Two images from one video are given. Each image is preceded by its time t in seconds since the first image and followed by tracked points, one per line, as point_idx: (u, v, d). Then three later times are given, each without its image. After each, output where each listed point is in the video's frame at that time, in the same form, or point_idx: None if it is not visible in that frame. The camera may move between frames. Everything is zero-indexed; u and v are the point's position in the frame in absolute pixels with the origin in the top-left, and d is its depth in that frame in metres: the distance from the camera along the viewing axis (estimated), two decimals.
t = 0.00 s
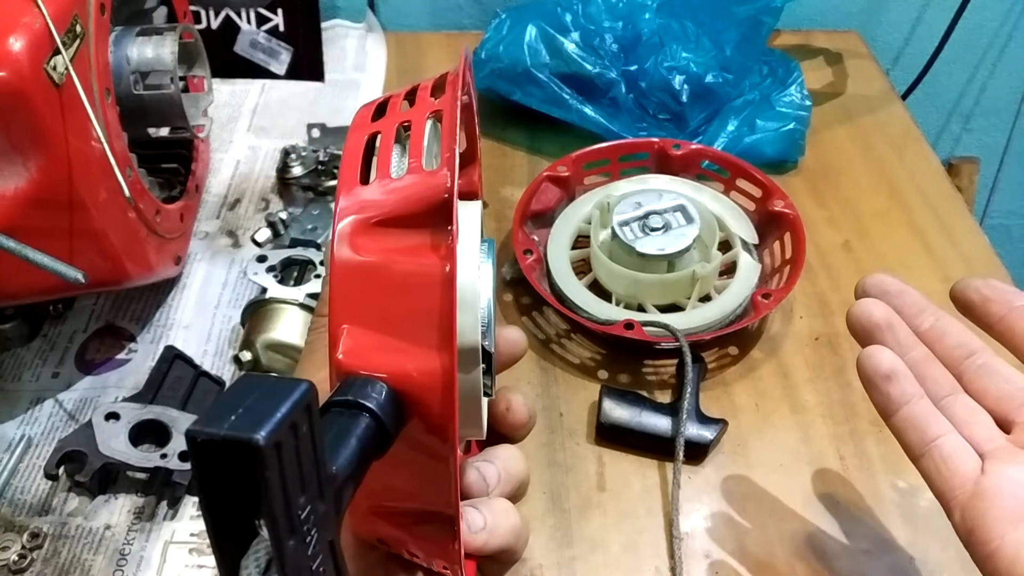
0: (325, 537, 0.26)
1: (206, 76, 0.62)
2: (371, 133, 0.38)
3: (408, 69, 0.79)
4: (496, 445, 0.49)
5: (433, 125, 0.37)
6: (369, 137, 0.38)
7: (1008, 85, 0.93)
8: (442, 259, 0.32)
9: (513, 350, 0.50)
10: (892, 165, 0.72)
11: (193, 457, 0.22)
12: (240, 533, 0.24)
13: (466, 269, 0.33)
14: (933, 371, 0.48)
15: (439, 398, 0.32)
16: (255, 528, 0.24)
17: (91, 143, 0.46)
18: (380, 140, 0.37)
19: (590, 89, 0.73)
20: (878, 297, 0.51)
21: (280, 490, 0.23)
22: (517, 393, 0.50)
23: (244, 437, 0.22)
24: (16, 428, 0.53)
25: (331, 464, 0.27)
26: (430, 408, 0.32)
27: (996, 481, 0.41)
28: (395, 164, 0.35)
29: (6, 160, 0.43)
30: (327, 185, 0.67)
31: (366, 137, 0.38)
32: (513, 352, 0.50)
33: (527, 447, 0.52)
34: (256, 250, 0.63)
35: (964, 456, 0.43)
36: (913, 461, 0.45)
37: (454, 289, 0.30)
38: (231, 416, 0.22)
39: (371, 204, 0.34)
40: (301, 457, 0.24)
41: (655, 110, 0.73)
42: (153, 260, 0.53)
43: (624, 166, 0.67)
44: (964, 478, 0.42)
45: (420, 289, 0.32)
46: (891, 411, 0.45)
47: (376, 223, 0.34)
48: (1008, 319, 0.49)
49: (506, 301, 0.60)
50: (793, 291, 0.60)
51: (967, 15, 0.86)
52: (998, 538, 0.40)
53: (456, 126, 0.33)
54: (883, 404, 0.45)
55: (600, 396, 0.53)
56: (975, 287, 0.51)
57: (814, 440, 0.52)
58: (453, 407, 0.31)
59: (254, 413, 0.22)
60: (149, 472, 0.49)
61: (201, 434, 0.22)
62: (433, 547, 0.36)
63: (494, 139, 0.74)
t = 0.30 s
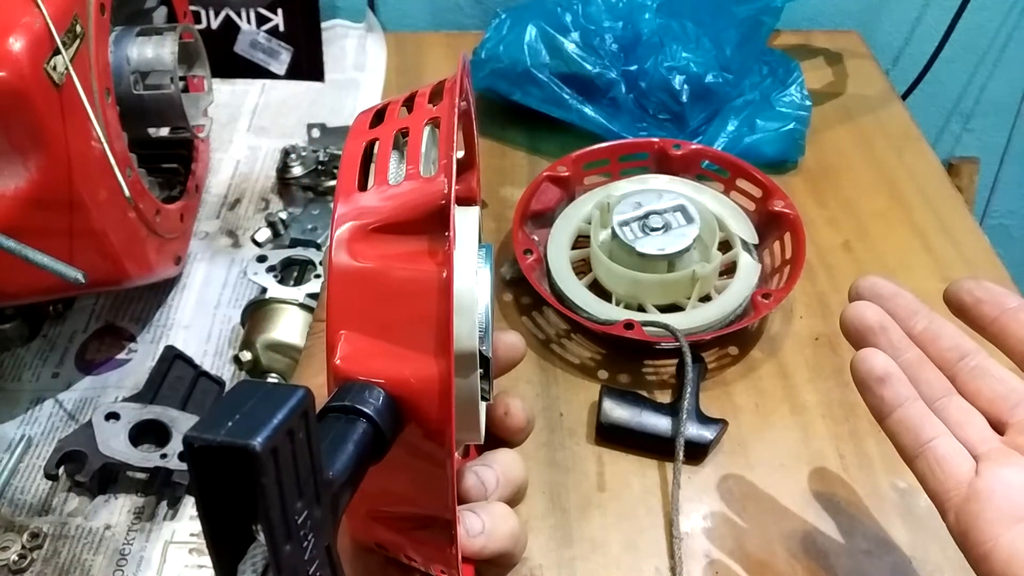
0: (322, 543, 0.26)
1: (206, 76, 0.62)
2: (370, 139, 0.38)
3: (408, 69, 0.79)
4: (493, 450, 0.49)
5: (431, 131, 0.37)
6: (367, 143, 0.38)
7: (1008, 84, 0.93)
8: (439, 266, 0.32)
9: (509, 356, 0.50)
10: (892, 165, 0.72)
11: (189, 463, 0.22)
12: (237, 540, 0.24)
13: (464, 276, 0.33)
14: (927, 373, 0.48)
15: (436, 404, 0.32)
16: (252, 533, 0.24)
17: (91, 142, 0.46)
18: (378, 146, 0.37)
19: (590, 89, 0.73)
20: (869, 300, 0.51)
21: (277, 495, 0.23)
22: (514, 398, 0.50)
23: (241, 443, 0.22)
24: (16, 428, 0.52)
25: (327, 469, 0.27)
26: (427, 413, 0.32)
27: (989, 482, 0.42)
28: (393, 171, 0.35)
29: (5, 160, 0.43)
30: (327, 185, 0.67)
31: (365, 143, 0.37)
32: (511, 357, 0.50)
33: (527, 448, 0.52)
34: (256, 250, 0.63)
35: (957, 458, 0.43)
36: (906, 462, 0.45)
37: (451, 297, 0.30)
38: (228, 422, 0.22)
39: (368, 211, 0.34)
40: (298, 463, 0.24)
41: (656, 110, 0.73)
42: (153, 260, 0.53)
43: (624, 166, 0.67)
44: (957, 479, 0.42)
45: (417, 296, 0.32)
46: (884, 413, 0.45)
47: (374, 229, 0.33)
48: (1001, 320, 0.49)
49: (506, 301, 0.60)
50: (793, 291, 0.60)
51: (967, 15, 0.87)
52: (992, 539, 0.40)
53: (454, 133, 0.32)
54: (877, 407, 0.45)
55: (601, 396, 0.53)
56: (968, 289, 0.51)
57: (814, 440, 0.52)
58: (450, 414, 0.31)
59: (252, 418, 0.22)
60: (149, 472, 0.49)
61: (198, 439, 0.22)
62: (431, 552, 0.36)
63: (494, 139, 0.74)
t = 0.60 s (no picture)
0: (320, 535, 0.26)
1: (206, 76, 0.62)
2: (370, 130, 0.38)
3: (408, 68, 0.79)
4: (497, 443, 0.49)
5: (431, 122, 0.37)
6: (367, 134, 0.38)
7: (1008, 84, 0.93)
8: (439, 256, 0.32)
9: (513, 349, 0.50)
10: (892, 165, 0.72)
11: (186, 453, 0.22)
12: (235, 532, 0.24)
13: (466, 267, 0.33)
14: (921, 372, 0.48)
15: (436, 395, 0.32)
16: (250, 525, 0.24)
17: (91, 143, 0.46)
18: (378, 137, 0.37)
19: (590, 89, 0.73)
20: (864, 300, 0.51)
21: (274, 487, 0.23)
22: (517, 391, 0.50)
23: (237, 433, 0.22)
24: (16, 428, 0.53)
25: (326, 461, 0.27)
26: (427, 405, 0.32)
27: (985, 481, 0.42)
28: (393, 161, 0.35)
29: (5, 160, 0.43)
30: (327, 185, 0.67)
31: (364, 134, 0.37)
32: (514, 350, 0.50)
33: (528, 448, 0.52)
34: (256, 250, 0.63)
35: (953, 458, 0.43)
36: (902, 462, 0.45)
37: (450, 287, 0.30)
38: (225, 413, 0.22)
39: (367, 202, 0.34)
40: (296, 454, 0.24)
41: (656, 110, 0.73)
42: (153, 260, 0.53)
43: (623, 166, 0.67)
44: (952, 479, 0.42)
45: (417, 287, 0.32)
46: (879, 413, 0.45)
47: (374, 220, 0.33)
48: (996, 319, 0.49)
49: (506, 301, 0.60)
50: (793, 291, 0.60)
51: (967, 15, 0.86)
52: (988, 538, 0.40)
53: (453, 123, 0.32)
54: (873, 407, 0.45)
55: (601, 396, 0.53)
56: (962, 288, 0.51)
57: (814, 440, 0.52)
58: (450, 405, 0.31)
59: (249, 408, 0.22)
60: (149, 472, 0.49)
61: (195, 430, 0.22)
62: (433, 544, 0.36)
63: (494, 139, 0.74)
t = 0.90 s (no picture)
0: (319, 531, 0.26)
1: (206, 76, 0.62)
2: (368, 129, 0.38)
3: (408, 68, 0.79)
4: (495, 442, 0.49)
5: (430, 121, 0.37)
6: (366, 132, 0.37)
7: (1008, 85, 0.93)
8: (437, 254, 0.32)
9: (511, 347, 0.50)
10: (892, 165, 0.72)
11: (185, 450, 0.22)
12: (233, 528, 0.24)
13: (463, 266, 0.33)
14: (921, 368, 0.48)
15: (434, 392, 0.32)
16: (249, 521, 0.24)
17: (91, 143, 0.46)
18: (377, 136, 0.37)
19: (590, 89, 0.73)
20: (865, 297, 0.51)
21: (272, 483, 0.23)
22: (517, 390, 0.50)
23: (236, 429, 0.22)
24: (16, 428, 0.53)
25: (324, 458, 0.27)
26: (425, 402, 0.32)
27: (986, 477, 0.41)
28: (391, 160, 0.35)
29: (6, 160, 0.43)
30: (327, 185, 0.67)
31: (363, 133, 0.37)
32: (512, 350, 0.50)
33: (528, 448, 0.52)
34: (256, 250, 0.63)
35: (953, 455, 0.43)
36: (902, 459, 0.45)
37: (449, 284, 0.30)
38: (223, 408, 0.22)
39: (366, 200, 0.34)
40: (293, 450, 0.24)
41: (656, 110, 0.73)
42: (153, 260, 0.53)
43: (624, 166, 0.67)
44: (952, 476, 0.42)
45: (415, 285, 0.32)
46: (880, 410, 0.45)
47: (372, 218, 0.33)
48: (996, 314, 0.49)
49: (506, 301, 0.60)
50: (793, 291, 0.60)
51: (967, 15, 0.86)
52: (988, 535, 0.40)
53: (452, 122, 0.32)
54: (873, 404, 0.45)
55: (601, 396, 0.53)
56: (962, 284, 0.51)
57: (814, 440, 0.52)
58: (448, 402, 0.31)
59: (247, 405, 0.22)
60: (149, 472, 0.49)
61: (193, 426, 0.22)
62: (431, 542, 0.36)
63: (494, 139, 0.74)
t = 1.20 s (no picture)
0: (316, 529, 0.26)
1: (206, 76, 0.62)
2: (367, 129, 0.38)
3: (408, 67, 0.79)
4: (494, 442, 0.49)
5: (428, 121, 0.37)
6: (365, 132, 0.37)
7: (1008, 84, 0.93)
8: (434, 254, 0.32)
9: (511, 347, 0.50)
10: (892, 165, 0.72)
11: (182, 447, 0.22)
12: (230, 525, 0.24)
13: (461, 265, 0.33)
14: (916, 369, 0.48)
15: (431, 391, 0.32)
16: (246, 518, 0.24)
17: (91, 143, 0.46)
18: (375, 136, 0.37)
19: (590, 89, 0.73)
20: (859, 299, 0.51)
21: (269, 480, 0.23)
22: (517, 390, 0.50)
23: (233, 426, 0.22)
24: (16, 428, 0.53)
25: (321, 456, 0.27)
26: (422, 401, 0.32)
27: (981, 477, 0.42)
28: (389, 160, 0.35)
29: (5, 160, 0.43)
30: (327, 185, 0.67)
31: (361, 133, 0.37)
32: (512, 349, 0.50)
33: (527, 448, 0.52)
34: (255, 250, 0.63)
35: (947, 455, 0.43)
36: (897, 459, 0.45)
37: (446, 283, 0.30)
38: (221, 405, 0.22)
39: (364, 200, 0.34)
40: (290, 447, 0.24)
41: (656, 110, 0.73)
42: (153, 260, 0.53)
43: (624, 166, 0.67)
44: (947, 476, 0.42)
45: (412, 284, 0.32)
46: (874, 410, 0.45)
47: (370, 218, 0.33)
48: (990, 314, 0.49)
49: (506, 301, 0.60)
50: (793, 291, 0.60)
51: (968, 15, 0.86)
52: (983, 535, 0.40)
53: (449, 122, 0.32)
54: (867, 404, 0.45)
55: (600, 396, 0.53)
56: (956, 285, 0.51)
57: (814, 440, 0.52)
58: (445, 401, 0.31)
59: (244, 402, 0.22)
60: (149, 472, 0.49)
61: (190, 423, 0.22)
62: (429, 541, 0.36)
63: (494, 139, 0.74)
